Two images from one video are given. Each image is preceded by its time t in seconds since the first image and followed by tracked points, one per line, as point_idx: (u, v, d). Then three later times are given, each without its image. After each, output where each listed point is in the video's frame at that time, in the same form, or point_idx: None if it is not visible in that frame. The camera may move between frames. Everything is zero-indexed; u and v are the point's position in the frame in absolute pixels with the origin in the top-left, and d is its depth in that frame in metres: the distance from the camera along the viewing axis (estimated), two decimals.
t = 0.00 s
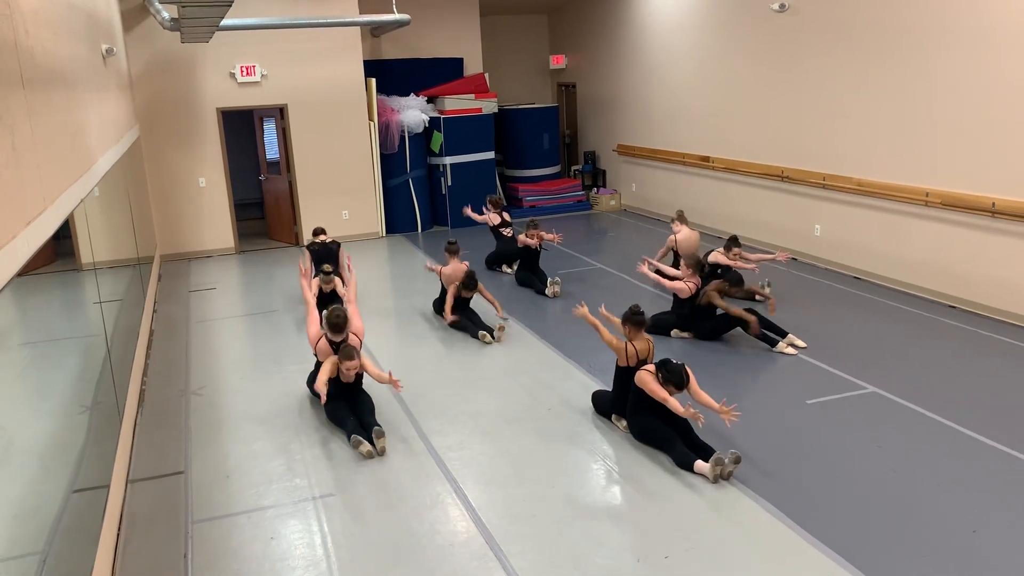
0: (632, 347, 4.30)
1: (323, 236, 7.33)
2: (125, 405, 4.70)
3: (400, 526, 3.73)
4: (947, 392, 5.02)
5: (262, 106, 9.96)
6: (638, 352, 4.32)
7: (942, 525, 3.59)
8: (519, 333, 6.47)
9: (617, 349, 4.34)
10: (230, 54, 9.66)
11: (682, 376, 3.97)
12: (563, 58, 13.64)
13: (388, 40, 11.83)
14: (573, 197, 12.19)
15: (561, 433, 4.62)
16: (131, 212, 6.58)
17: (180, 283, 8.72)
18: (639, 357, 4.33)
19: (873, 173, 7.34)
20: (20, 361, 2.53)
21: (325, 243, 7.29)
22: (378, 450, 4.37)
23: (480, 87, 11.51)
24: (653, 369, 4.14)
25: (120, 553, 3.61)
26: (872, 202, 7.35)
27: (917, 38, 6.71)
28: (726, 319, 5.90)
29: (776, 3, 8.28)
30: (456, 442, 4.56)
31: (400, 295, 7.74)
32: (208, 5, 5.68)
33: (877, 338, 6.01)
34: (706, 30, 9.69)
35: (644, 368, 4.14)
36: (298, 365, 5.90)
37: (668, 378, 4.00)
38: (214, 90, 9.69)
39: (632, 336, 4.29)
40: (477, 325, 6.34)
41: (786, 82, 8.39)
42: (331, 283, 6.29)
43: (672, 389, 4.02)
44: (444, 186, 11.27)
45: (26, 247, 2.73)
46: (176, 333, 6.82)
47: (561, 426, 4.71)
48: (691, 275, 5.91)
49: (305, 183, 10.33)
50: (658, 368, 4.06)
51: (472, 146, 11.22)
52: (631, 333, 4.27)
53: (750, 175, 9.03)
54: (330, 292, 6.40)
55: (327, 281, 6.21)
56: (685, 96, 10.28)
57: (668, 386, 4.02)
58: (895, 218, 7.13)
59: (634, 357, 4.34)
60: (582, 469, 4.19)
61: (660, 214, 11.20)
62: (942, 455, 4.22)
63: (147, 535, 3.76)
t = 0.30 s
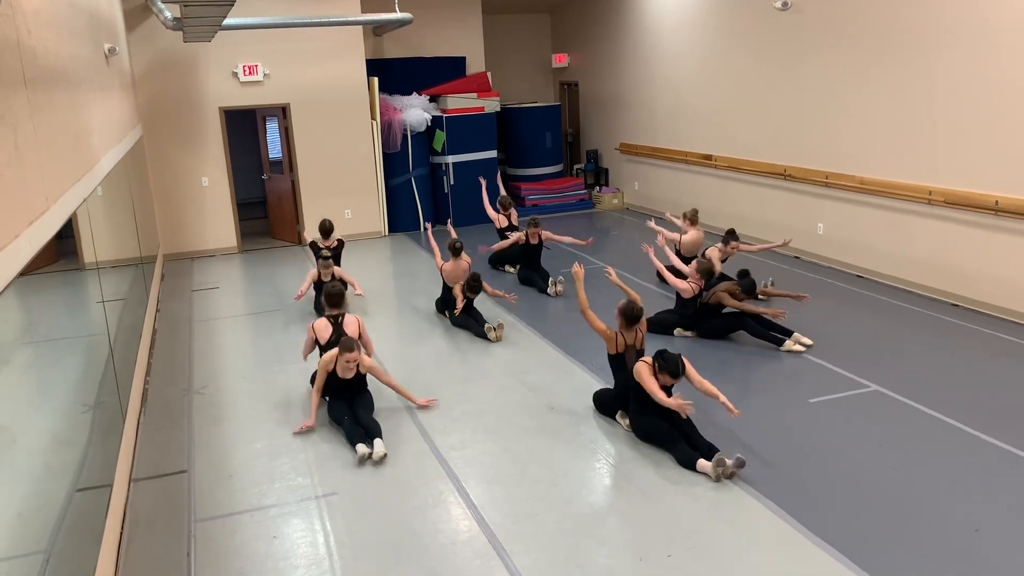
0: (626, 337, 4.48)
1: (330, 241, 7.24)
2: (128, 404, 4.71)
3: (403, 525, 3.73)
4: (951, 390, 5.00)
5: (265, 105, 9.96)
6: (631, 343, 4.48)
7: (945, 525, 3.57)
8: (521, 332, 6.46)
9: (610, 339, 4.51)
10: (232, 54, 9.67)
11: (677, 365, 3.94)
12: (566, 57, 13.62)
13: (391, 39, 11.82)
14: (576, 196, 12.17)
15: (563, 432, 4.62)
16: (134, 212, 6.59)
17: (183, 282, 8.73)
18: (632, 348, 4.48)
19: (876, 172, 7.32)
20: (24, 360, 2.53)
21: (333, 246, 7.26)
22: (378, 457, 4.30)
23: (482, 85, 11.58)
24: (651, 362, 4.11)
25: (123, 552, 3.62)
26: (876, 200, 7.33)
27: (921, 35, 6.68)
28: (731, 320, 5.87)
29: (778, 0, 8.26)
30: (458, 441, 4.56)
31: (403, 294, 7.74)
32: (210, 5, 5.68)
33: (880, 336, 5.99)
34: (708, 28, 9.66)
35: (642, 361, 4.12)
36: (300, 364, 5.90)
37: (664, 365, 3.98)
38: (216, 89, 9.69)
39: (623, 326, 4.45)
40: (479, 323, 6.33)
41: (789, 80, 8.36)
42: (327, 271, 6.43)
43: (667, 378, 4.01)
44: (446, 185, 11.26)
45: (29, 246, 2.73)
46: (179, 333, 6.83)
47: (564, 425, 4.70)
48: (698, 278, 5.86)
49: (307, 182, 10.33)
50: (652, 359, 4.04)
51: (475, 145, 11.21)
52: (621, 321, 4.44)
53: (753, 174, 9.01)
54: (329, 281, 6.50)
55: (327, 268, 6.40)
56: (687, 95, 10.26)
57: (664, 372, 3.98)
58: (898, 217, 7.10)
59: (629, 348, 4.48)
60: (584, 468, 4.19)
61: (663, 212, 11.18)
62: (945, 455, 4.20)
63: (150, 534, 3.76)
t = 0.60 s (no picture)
0: (624, 298, 4.54)
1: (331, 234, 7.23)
2: (131, 403, 4.71)
3: (405, 524, 3.73)
4: (955, 390, 4.98)
5: (268, 105, 9.97)
6: (627, 306, 4.55)
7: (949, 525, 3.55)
8: (524, 331, 6.45)
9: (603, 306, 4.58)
10: (235, 53, 9.68)
11: (671, 344, 3.95)
12: (569, 56, 13.63)
13: (394, 39, 11.83)
14: (578, 196, 12.12)
15: (566, 431, 4.62)
16: (137, 211, 6.59)
17: (186, 282, 8.74)
18: (627, 311, 4.55)
19: (880, 171, 7.29)
20: (27, 359, 2.53)
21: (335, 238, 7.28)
22: (375, 453, 4.38)
23: (485, 84, 11.49)
24: (645, 355, 4.16)
25: (126, 551, 3.62)
26: (880, 199, 7.30)
27: (924, 34, 6.64)
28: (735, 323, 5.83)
29: None
30: (461, 441, 4.56)
31: (406, 294, 7.75)
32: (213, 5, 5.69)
33: (884, 336, 5.97)
34: (711, 27, 9.64)
35: (635, 355, 4.18)
36: (303, 364, 5.90)
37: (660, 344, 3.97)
38: (220, 89, 9.71)
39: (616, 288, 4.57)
40: (481, 322, 6.32)
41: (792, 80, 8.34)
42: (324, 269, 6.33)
43: (665, 359, 3.99)
44: (449, 184, 11.26)
45: (33, 245, 2.73)
46: (182, 332, 6.83)
47: (567, 424, 4.70)
48: (683, 266, 5.75)
49: (310, 181, 10.34)
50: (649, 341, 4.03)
51: (478, 145, 11.21)
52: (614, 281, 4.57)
53: (756, 173, 8.99)
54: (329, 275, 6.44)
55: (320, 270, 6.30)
56: (690, 94, 10.24)
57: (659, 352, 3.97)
58: (903, 216, 7.08)
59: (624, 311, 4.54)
60: (587, 467, 4.19)
61: (666, 212, 11.16)
62: (950, 455, 4.18)
63: (153, 533, 3.76)
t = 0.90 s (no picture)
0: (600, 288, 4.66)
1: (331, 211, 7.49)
2: (137, 402, 4.72)
3: (410, 523, 3.73)
4: (961, 391, 4.95)
5: (273, 104, 9.99)
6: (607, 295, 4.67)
7: (951, 526, 3.54)
8: (528, 331, 6.45)
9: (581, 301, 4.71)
10: (241, 53, 9.70)
11: (676, 343, 3.94)
12: (574, 56, 13.63)
13: (398, 38, 11.83)
14: (582, 196, 12.09)
15: (570, 431, 4.61)
16: (143, 210, 6.61)
17: (191, 281, 8.76)
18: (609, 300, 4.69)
19: (885, 171, 7.26)
20: (33, 358, 2.54)
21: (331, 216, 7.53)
22: (384, 438, 4.55)
23: (490, 84, 11.52)
24: (650, 356, 4.16)
25: (131, 549, 3.63)
26: (886, 200, 7.27)
27: (930, 33, 6.60)
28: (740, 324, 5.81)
29: None
30: (465, 440, 4.56)
31: (410, 293, 7.75)
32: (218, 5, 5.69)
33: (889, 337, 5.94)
34: (716, 27, 9.60)
35: (641, 355, 4.19)
36: (308, 363, 5.91)
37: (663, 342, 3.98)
38: (225, 88, 9.72)
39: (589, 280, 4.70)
40: (486, 322, 6.31)
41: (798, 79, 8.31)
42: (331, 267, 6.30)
43: (670, 359, 3.99)
44: (454, 184, 11.26)
45: (39, 244, 2.74)
46: (187, 331, 6.84)
47: (571, 424, 4.69)
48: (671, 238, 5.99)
49: (315, 181, 10.35)
50: (654, 339, 4.02)
51: (483, 144, 11.22)
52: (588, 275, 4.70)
53: (761, 173, 8.96)
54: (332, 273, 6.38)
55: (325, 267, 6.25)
56: (695, 94, 10.21)
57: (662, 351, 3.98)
58: (908, 216, 7.04)
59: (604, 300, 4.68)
60: (592, 466, 4.18)
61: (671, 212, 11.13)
62: (956, 456, 4.15)
63: (158, 532, 3.77)
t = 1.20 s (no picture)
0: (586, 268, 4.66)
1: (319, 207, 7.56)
2: (144, 401, 4.74)
3: (415, 523, 3.73)
4: (968, 392, 4.92)
5: (280, 104, 10.01)
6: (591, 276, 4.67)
7: (957, 528, 3.52)
8: (533, 331, 6.45)
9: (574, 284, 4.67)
10: (248, 53, 9.71)
11: (681, 345, 3.92)
12: (580, 56, 13.61)
13: (405, 39, 11.84)
14: (588, 196, 12.08)
15: (576, 431, 4.60)
16: (150, 210, 6.63)
17: (197, 280, 8.78)
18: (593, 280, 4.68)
19: (893, 171, 7.22)
20: (40, 356, 2.55)
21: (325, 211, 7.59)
22: (388, 435, 4.58)
23: (496, 84, 11.56)
24: (653, 357, 4.15)
25: (137, 548, 3.64)
26: (893, 200, 7.23)
27: (938, 31, 6.55)
28: (744, 318, 5.77)
29: None
30: (471, 440, 4.56)
31: (416, 293, 7.75)
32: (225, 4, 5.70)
33: (896, 337, 5.91)
34: (722, 26, 9.57)
35: (645, 356, 4.18)
36: (313, 362, 5.92)
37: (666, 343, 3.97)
38: (232, 88, 9.75)
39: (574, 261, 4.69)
40: (492, 314, 6.25)
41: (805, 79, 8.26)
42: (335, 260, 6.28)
43: (674, 360, 3.98)
44: (460, 184, 11.26)
45: (46, 244, 2.74)
46: (193, 331, 6.86)
47: (576, 425, 4.68)
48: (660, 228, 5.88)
49: (321, 181, 10.36)
50: (659, 341, 4.01)
51: (489, 144, 11.20)
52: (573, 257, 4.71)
53: (768, 173, 8.92)
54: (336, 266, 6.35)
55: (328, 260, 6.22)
56: (701, 93, 10.18)
57: (666, 351, 3.97)
58: (916, 216, 7.00)
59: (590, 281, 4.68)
60: (597, 466, 4.17)
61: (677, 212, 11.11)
62: (962, 458, 4.13)
63: (164, 531, 3.78)
